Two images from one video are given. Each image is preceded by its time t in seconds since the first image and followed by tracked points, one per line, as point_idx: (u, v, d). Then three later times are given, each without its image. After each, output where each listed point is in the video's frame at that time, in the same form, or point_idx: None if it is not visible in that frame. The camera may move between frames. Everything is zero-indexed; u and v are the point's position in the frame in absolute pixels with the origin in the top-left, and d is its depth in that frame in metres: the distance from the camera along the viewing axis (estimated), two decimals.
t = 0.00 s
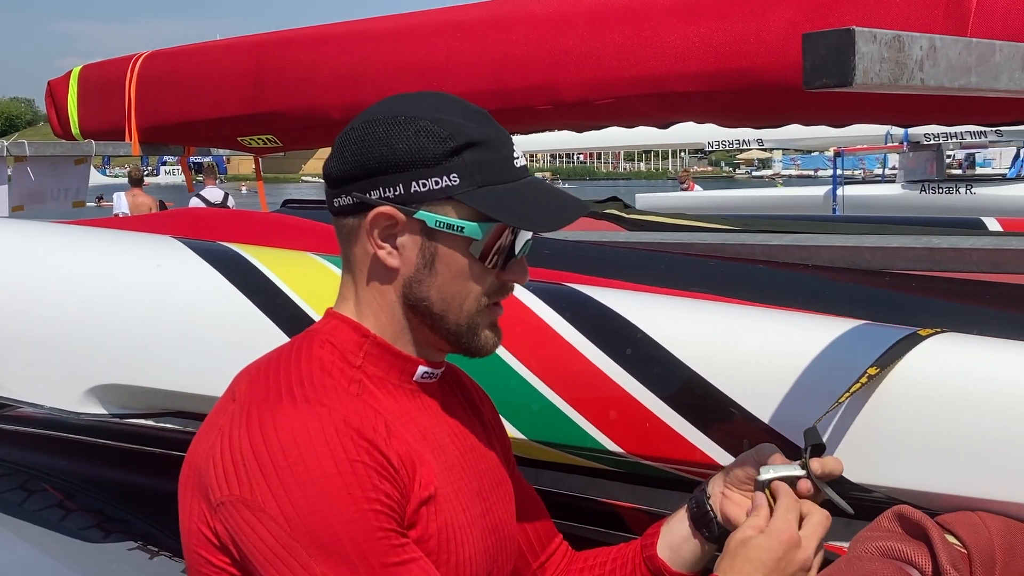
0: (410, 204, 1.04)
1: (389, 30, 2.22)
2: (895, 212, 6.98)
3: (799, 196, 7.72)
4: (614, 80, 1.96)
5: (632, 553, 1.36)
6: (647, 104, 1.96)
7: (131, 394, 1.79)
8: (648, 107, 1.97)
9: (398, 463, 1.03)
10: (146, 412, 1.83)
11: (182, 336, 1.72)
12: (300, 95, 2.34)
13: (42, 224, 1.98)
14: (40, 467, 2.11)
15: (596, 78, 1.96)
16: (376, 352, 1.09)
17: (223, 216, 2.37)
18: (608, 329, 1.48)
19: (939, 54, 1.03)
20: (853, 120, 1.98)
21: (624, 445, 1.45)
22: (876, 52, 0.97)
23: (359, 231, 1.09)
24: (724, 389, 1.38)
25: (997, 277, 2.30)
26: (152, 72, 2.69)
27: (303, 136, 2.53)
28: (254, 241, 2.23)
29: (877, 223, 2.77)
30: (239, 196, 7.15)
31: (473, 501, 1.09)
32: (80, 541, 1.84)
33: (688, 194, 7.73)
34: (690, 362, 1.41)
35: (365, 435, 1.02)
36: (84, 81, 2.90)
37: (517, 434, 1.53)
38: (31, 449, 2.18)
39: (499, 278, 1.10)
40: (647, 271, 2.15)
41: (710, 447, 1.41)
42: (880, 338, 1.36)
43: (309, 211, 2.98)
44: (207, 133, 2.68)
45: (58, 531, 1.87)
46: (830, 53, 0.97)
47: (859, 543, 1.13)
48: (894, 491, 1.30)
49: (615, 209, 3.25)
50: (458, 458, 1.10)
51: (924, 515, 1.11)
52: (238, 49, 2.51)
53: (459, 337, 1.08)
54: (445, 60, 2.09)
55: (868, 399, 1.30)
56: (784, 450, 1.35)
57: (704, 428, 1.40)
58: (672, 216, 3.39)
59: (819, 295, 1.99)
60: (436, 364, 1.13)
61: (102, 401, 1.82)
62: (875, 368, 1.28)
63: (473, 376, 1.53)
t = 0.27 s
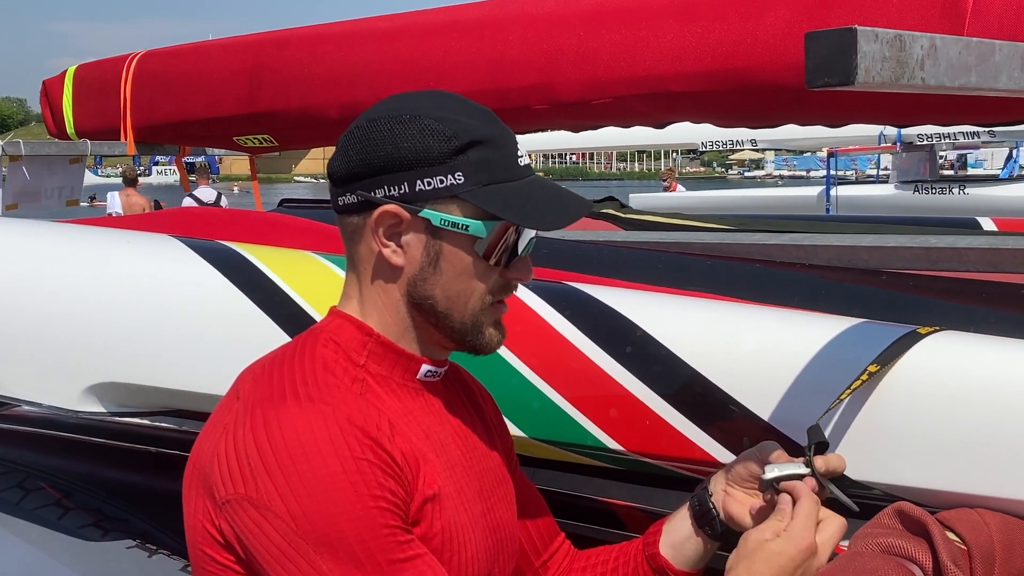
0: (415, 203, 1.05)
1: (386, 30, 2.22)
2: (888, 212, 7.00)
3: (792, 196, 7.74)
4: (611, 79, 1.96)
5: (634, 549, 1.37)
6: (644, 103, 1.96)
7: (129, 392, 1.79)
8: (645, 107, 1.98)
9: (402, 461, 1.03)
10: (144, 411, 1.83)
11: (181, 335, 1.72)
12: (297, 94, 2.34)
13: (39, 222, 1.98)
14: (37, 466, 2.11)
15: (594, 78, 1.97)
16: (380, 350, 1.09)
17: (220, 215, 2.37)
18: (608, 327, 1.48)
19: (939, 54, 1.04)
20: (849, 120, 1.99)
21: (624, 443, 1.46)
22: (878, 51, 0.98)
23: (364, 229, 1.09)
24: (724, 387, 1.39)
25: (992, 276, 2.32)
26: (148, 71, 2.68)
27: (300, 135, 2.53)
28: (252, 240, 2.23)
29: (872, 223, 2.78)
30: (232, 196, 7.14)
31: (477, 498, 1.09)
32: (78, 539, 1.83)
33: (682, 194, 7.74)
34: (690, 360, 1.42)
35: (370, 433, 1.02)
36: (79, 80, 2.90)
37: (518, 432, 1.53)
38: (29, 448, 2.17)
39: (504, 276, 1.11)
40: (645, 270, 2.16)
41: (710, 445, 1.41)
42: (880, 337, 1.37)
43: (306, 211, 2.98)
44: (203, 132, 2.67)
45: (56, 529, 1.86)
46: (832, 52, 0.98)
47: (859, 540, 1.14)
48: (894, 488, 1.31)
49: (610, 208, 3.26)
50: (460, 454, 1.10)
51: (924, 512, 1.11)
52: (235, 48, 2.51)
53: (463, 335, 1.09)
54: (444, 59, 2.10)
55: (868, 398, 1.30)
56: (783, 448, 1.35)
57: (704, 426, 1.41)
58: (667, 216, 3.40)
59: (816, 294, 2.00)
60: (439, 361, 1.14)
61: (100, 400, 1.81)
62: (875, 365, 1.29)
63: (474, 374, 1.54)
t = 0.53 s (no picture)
0: (399, 198, 1.06)
1: (384, 30, 2.22)
2: (883, 213, 7.01)
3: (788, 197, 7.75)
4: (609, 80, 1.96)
5: (637, 549, 1.37)
6: (642, 104, 1.96)
7: (128, 392, 1.78)
8: (643, 107, 1.98)
9: (408, 457, 1.03)
10: (143, 411, 1.83)
11: (180, 334, 1.72)
12: (296, 94, 2.34)
13: (36, 222, 1.97)
14: (34, 465, 2.10)
15: (592, 78, 1.97)
16: (385, 349, 1.09)
17: (218, 215, 2.37)
18: (608, 326, 1.49)
19: (940, 54, 1.04)
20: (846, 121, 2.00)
21: (624, 442, 1.46)
22: (878, 51, 0.98)
23: (359, 231, 1.11)
24: (724, 386, 1.39)
25: (989, 276, 2.33)
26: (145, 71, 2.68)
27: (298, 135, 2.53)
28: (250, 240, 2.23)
29: (867, 223, 2.79)
30: (228, 197, 7.13)
31: (483, 495, 1.10)
32: (77, 539, 1.83)
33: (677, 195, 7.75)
34: (690, 360, 1.42)
35: (376, 428, 1.02)
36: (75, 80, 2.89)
37: (518, 432, 1.54)
38: (26, 448, 2.17)
39: (500, 272, 1.10)
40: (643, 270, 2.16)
41: (710, 444, 1.41)
42: (879, 336, 1.37)
43: (303, 211, 2.98)
44: (201, 132, 2.67)
45: (54, 529, 1.86)
46: (833, 52, 0.98)
47: (859, 538, 1.15)
48: (893, 487, 1.31)
49: (607, 209, 3.26)
50: (465, 452, 1.11)
51: (923, 510, 1.12)
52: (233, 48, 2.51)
53: (460, 332, 1.08)
54: (442, 59, 2.10)
55: (868, 398, 1.31)
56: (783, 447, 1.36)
57: (704, 425, 1.41)
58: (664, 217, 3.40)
59: (813, 294, 2.01)
60: (444, 360, 1.13)
61: (99, 400, 1.81)
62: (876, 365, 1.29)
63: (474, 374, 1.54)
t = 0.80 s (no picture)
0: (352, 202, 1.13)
1: (383, 31, 2.22)
2: (880, 214, 7.02)
3: (785, 199, 7.76)
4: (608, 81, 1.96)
5: (636, 554, 1.38)
6: (640, 105, 1.97)
7: (129, 392, 1.78)
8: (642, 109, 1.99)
9: (409, 456, 1.03)
10: (143, 411, 1.83)
11: (180, 336, 1.72)
12: (295, 95, 2.34)
13: (36, 223, 1.97)
14: (34, 467, 2.10)
15: (592, 80, 1.98)
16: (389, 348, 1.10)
17: (217, 216, 2.37)
18: (608, 327, 1.49)
19: (939, 57, 1.04)
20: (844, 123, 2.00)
21: (624, 443, 1.47)
22: (878, 54, 0.99)
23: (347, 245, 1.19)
24: (724, 387, 1.40)
25: (986, 278, 2.34)
26: (144, 73, 2.68)
27: (297, 136, 2.53)
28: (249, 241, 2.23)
29: (866, 225, 2.79)
30: (225, 198, 7.13)
31: (484, 495, 1.10)
32: (77, 540, 1.82)
33: (675, 196, 7.76)
34: (689, 361, 1.42)
35: (377, 425, 1.03)
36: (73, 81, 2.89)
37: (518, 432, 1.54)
38: (24, 449, 2.16)
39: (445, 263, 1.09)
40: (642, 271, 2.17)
41: (709, 445, 1.42)
42: (878, 337, 1.38)
43: (303, 212, 2.98)
44: (199, 134, 2.67)
45: (54, 530, 1.85)
46: (833, 54, 0.99)
47: (859, 538, 1.15)
48: (892, 487, 1.32)
49: (606, 210, 3.27)
50: (467, 452, 1.11)
51: (923, 511, 1.12)
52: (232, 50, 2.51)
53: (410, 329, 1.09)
54: (440, 61, 2.10)
55: (868, 399, 1.31)
56: (782, 448, 1.36)
57: (703, 426, 1.42)
58: (662, 218, 3.41)
59: (812, 295, 2.01)
60: (447, 361, 1.13)
61: (99, 400, 1.81)
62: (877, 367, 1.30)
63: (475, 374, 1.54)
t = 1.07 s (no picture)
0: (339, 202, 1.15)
1: (383, 33, 2.23)
2: (880, 216, 7.03)
3: (784, 200, 7.76)
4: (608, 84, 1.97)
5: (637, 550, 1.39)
6: (641, 108, 1.97)
7: (130, 394, 1.79)
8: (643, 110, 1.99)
9: (407, 457, 1.04)
10: (145, 413, 1.83)
11: (182, 337, 1.72)
12: (296, 97, 2.35)
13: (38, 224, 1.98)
14: (36, 468, 2.10)
15: (592, 81, 1.98)
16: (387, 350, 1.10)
17: (218, 218, 2.37)
18: (609, 328, 1.50)
19: (940, 60, 1.05)
20: (844, 125, 2.00)
21: (626, 444, 1.47)
22: (880, 57, 0.99)
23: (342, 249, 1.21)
24: (725, 388, 1.40)
25: (986, 280, 2.34)
26: (144, 75, 2.69)
27: (298, 138, 2.53)
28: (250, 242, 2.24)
29: (866, 226, 2.80)
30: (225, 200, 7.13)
31: (482, 494, 1.11)
32: (79, 541, 1.83)
33: (675, 198, 7.76)
34: (690, 362, 1.43)
35: (374, 427, 1.03)
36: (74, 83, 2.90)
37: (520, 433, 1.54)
38: (24, 451, 2.16)
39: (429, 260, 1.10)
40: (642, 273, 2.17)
41: (710, 446, 1.42)
42: (880, 338, 1.38)
43: (303, 214, 2.99)
44: (200, 136, 2.67)
45: (56, 531, 1.85)
46: (834, 57, 0.99)
47: (860, 539, 1.16)
48: (893, 488, 1.32)
49: (606, 212, 3.27)
50: (465, 451, 1.12)
51: (923, 512, 1.13)
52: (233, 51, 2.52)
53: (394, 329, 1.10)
54: (441, 63, 2.11)
55: (870, 400, 1.32)
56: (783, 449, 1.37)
57: (703, 427, 1.42)
58: (662, 220, 3.41)
59: (812, 296, 2.02)
60: (444, 363, 1.13)
61: (101, 402, 1.81)
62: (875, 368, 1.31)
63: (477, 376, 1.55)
